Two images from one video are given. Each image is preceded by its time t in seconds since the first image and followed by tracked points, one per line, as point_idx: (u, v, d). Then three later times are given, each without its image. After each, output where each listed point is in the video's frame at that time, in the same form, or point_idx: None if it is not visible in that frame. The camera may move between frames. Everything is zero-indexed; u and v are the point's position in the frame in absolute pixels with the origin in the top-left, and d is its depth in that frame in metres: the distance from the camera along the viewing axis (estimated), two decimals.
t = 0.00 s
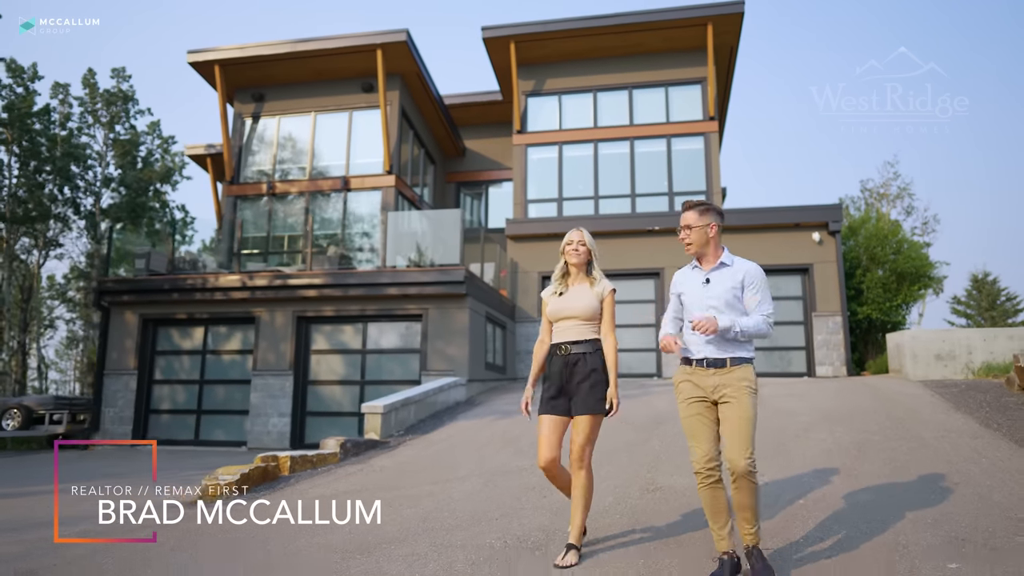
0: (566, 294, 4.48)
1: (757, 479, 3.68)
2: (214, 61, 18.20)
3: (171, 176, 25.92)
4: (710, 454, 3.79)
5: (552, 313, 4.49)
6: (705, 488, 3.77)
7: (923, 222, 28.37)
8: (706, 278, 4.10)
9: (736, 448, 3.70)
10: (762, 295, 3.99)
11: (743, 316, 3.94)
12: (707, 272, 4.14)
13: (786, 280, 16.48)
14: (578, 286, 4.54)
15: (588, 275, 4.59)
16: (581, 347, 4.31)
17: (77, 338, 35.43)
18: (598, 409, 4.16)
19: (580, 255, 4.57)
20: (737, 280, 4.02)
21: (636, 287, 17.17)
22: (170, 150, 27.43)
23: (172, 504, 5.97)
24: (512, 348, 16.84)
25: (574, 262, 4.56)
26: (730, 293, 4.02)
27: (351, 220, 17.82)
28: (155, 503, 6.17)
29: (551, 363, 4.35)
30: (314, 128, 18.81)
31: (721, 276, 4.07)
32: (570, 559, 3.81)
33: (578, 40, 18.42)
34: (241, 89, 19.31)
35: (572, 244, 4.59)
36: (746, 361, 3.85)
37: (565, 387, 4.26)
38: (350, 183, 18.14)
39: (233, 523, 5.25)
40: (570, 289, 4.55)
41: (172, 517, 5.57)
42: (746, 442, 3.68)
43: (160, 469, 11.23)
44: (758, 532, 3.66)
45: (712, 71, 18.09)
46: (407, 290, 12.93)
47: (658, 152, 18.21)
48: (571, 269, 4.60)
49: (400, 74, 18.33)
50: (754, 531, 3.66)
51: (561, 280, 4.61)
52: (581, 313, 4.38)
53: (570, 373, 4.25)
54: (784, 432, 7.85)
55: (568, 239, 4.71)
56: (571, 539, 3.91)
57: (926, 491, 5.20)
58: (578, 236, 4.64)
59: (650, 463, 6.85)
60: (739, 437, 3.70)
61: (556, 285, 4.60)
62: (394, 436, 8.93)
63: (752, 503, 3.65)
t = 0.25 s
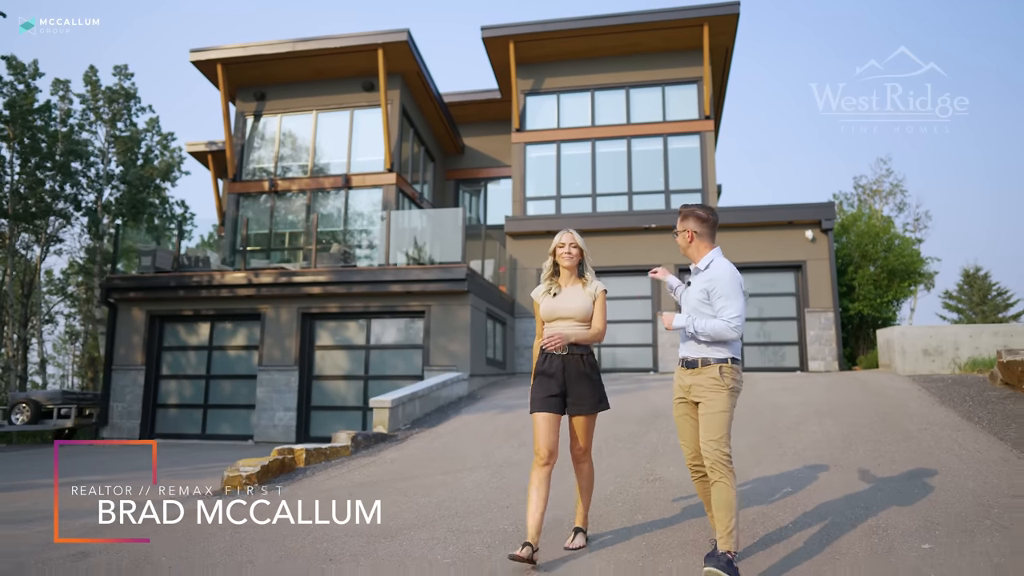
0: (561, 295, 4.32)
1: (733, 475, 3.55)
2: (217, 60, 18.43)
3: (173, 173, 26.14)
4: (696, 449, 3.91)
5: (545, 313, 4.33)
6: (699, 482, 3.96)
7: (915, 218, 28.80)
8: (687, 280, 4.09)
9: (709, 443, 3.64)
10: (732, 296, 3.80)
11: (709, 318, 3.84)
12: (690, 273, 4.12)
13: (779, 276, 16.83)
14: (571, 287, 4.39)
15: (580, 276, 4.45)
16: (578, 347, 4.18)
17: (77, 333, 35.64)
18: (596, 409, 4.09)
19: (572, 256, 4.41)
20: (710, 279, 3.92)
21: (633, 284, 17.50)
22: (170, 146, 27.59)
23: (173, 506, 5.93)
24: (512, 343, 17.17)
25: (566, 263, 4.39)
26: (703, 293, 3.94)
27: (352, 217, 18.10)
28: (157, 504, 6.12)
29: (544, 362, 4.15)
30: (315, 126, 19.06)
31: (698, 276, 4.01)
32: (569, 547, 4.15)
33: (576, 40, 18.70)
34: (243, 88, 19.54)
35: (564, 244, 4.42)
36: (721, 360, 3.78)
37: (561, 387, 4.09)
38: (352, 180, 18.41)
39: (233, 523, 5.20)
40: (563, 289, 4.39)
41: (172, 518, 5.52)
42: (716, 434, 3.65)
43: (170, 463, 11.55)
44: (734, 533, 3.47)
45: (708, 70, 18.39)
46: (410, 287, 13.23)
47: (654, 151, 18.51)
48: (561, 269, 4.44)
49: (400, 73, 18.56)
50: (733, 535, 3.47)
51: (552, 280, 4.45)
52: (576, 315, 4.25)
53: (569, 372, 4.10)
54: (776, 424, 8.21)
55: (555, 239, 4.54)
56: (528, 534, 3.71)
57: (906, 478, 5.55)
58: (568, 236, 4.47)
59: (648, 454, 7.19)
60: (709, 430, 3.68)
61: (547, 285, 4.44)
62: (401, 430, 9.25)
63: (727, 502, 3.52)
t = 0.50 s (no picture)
0: (550, 294, 4.52)
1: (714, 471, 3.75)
2: (222, 58, 18.68)
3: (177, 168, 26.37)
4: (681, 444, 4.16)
5: (535, 311, 4.53)
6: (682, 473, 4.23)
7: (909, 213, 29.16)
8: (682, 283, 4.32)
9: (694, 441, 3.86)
10: (721, 297, 4.01)
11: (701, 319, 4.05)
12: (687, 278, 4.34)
13: (775, 272, 17.18)
14: (561, 286, 4.58)
15: (569, 276, 4.64)
16: (565, 346, 4.40)
17: (80, 327, 35.86)
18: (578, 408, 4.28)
19: (562, 257, 4.60)
20: (700, 283, 4.14)
21: (632, 279, 17.83)
22: (173, 141, 27.78)
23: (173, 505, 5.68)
24: (513, 337, 17.52)
25: (556, 263, 4.58)
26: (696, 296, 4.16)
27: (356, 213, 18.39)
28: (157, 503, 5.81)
29: (531, 358, 4.38)
30: (320, 124, 19.34)
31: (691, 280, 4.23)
32: (573, 527, 4.53)
33: (576, 39, 18.97)
34: (248, 85, 19.79)
35: (553, 245, 4.61)
36: (712, 360, 4.00)
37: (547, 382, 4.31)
38: (356, 177, 18.69)
39: (232, 524, 5.00)
40: (553, 289, 4.59)
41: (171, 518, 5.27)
42: (701, 433, 3.84)
43: (184, 454, 11.88)
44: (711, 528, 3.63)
45: (706, 69, 18.69)
46: (415, 283, 13.56)
47: (653, 148, 18.83)
48: (550, 269, 4.64)
49: (403, 71, 18.85)
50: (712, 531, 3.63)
51: (541, 279, 4.65)
52: (565, 313, 4.46)
53: (555, 370, 4.32)
54: (770, 416, 8.57)
55: (545, 239, 4.72)
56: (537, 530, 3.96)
57: (887, 464, 5.94)
58: (557, 237, 4.65)
59: (647, 445, 7.54)
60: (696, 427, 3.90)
61: (538, 284, 4.63)
62: (409, 422, 9.59)
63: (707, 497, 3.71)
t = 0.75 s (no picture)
0: (542, 290, 4.58)
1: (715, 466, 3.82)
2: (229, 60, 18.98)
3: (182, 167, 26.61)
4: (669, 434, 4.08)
5: (527, 307, 4.57)
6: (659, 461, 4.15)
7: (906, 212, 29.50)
8: (681, 280, 4.37)
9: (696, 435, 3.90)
10: (730, 293, 4.14)
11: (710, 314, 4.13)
12: (686, 274, 4.39)
13: (773, 271, 17.50)
14: (553, 283, 4.65)
15: (562, 273, 4.71)
16: (554, 341, 4.43)
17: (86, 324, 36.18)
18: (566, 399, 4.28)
19: (554, 255, 4.66)
20: (706, 280, 4.23)
21: (632, 277, 18.15)
22: (178, 139, 28.02)
23: (174, 507, 5.48)
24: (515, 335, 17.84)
25: (548, 261, 4.65)
26: (700, 292, 4.24)
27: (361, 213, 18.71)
28: (158, 503, 5.61)
29: (522, 354, 4.46)
30: (325, 124, 19.64)
31: (694, 277, 4.31)
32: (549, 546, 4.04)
33: (576, 41, 19.26)
34: (254, 87, 20.08)
35: (546, 243, 4.66)
36: (718, 355, 4.04)
37: (536, 377, 4.36)
38: (360, 177, 18.99)
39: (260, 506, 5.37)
40: (546, 285, 4.65)
41: (170, 521, 5.07)
42: (706, 429, 3.89)
43: (197, 449, 12.22)
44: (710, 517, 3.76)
45: (705, 71, 18.98)
46: (419, 282, 13.87)
47: (653, 148, 19.13)
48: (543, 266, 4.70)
49: (407, 73, 19.14)
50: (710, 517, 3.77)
51: (535, 276, 4.71)
52: (557, 309, 4.51)
53: (542, 363, 4.36)
54: (766, 411, 8.90)
55: (538, 237, 4.77)
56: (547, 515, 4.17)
57: (874, 456, 6.28)
58: (550, 235, 4.71)
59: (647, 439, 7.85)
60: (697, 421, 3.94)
61: (530, 281, 4.69)
62: (417, 417, 9.91)
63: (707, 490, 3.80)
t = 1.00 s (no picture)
0: (539, 293, 4.72)
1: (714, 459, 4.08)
2: (238, 63, 19.28)
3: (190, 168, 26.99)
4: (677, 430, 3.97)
5: (524, 310, 4.72)
6: (663, 458, 3.91)
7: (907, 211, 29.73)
8: (684, 276, 4.32)
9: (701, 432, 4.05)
10: (736, 293, 4.27)
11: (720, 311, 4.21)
12: (683, 272, 4.37)
13: (775, 270, 17.77)
14: (550, 285, 4.78)
15: (559, 275, 4.85)
16: (550, 342, 4.55)
17: (95, 322, 36.52)
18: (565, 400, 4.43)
19: (552, 258, 4.79)
20: (713, 279, 4.28)
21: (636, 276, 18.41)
22: (186, 140, 28.37)
23: (185, 498, 5.33)
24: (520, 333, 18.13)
25: (546, 263, 4.78)
26: (707, 291, 4.26)
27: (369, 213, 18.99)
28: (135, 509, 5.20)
29: (523, 357, 4.61)
30: (332, 126, 19.94)
31: (698, 275, 4.31)
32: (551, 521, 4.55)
33: (580, 43, 19.52)
34: (263, 88, 20.37)
35: (544, 246, 4.80)
36: (720, 353, 4.12)
37: (537, 379, 4.52)
38: (367, 178, 19.29)
39: (283, 489, 5.64)
40: (543, 288, 4.79)
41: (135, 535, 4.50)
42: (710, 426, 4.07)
43: (213, 443, 12.53)
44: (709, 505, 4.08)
45: (708, 72, 19.25)
46: (427, 281, 14.17)
47: (656, 149, 19.39)
48: (540, 269, 4.83)
49: (414, 75, 19.43)
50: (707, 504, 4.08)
51: (532, 278, 4.85)
52: (553, 312, 4.63)
53: (541, 365, 4.51)
54: (765, 407, 9.18)
55: (536, 240, 4.90)
56: (532, 521, 3.98)
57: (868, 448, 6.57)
58: (549, 238, 4.84)
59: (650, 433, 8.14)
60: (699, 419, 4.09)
61: (527, 283, 4.82)
62: (427, 413, 10.21)
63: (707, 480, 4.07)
